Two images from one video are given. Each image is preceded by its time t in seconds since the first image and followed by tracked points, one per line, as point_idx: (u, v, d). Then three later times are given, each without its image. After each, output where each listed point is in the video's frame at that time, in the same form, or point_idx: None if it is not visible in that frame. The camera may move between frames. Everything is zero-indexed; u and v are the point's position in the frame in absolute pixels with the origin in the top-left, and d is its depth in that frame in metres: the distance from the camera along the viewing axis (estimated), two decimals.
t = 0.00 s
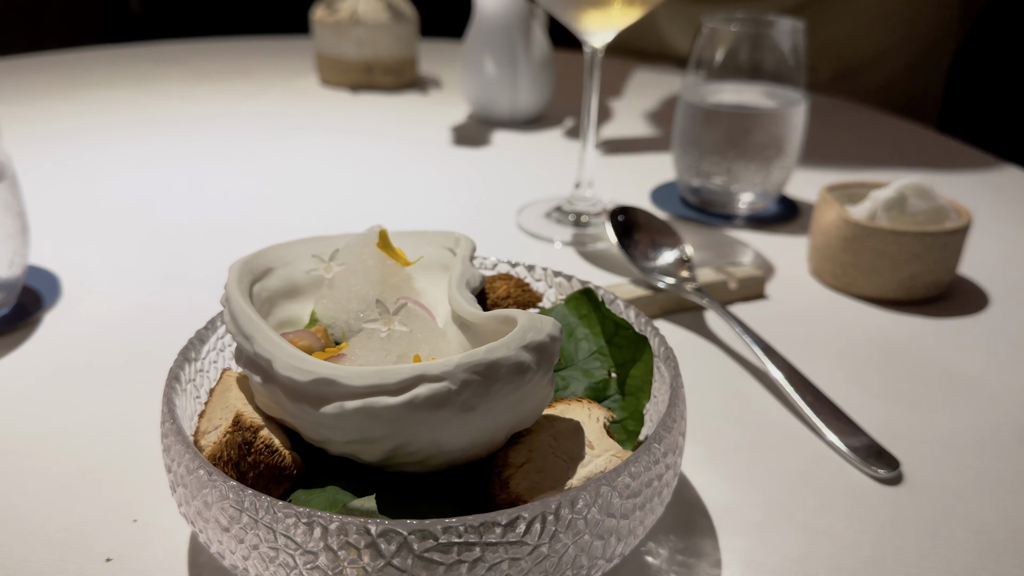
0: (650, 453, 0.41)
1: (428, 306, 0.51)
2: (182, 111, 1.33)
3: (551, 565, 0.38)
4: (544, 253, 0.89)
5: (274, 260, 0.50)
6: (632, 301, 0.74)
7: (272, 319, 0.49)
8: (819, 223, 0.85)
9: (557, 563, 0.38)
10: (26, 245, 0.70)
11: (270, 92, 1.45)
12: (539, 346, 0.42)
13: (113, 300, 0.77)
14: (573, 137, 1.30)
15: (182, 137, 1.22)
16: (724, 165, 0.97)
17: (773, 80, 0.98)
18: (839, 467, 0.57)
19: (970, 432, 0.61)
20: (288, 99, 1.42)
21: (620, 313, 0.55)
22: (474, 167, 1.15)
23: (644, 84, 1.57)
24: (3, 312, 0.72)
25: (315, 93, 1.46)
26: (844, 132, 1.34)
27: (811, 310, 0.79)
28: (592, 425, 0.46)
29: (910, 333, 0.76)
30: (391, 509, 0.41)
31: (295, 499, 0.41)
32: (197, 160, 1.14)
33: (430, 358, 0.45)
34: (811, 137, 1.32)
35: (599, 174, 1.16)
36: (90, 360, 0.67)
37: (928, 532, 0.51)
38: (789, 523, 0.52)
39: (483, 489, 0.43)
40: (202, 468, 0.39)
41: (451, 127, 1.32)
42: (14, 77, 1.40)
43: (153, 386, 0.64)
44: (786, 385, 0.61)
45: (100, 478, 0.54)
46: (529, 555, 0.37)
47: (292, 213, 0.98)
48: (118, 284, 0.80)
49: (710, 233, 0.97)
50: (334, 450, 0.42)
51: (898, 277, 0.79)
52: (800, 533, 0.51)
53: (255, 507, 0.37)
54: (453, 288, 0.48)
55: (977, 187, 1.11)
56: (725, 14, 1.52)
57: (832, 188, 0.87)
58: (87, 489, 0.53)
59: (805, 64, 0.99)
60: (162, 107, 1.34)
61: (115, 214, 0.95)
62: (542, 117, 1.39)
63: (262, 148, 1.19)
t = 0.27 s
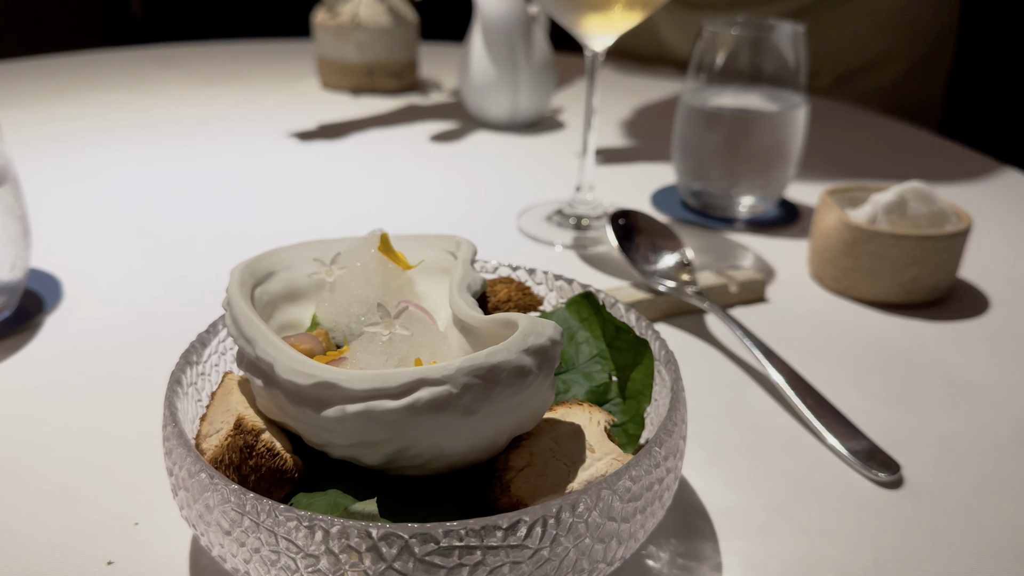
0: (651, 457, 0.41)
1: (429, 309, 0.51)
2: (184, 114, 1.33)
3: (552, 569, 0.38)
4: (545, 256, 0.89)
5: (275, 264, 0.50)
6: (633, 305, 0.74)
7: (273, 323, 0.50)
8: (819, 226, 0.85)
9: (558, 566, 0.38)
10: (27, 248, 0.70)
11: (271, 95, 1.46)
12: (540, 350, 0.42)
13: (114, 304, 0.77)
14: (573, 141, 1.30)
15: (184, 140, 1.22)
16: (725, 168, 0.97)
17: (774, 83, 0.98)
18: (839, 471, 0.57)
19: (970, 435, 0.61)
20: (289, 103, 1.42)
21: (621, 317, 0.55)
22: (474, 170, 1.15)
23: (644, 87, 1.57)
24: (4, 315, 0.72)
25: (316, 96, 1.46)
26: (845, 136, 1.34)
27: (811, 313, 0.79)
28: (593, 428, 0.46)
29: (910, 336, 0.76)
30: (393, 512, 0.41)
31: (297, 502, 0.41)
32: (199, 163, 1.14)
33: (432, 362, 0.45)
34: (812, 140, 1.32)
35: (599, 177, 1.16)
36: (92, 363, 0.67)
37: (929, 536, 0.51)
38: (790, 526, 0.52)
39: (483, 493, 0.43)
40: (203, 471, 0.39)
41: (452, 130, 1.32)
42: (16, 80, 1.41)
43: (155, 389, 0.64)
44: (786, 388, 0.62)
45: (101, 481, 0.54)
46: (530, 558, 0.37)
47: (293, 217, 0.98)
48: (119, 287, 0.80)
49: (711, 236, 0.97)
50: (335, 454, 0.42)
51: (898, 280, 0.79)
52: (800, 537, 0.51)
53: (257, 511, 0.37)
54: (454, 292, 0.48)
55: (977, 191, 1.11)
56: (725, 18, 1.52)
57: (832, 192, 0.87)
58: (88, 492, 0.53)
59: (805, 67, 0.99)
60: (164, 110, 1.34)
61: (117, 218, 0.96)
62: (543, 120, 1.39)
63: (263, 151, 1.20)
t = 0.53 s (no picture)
0: (652, 459, 0.41)
1: (430, 311, 0.51)
2: (185, 117, 1.33)
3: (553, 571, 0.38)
4: (546, 258, 0.89)
5: (277, 266, 0.50)
6: (634, 307, 0.75)
7: (275, 324, 0.50)
8: (820, 228, 0.85)
9: (560, 568, 0.38)
10: (30, 249, 0.70)
11: (272, 98, 1.46)
12: (541, 352, 0.42)
13: (116, 305, 0.77)
14: (574, 143, 1.30)
15: (185, 142, 1.22)
16: (725, 171, 0.97)
17: (775, 86, 0.98)
18: (840, 473, 0.57)
19: (972, 438, 0.61)
20: (291, 105, 1.42)
21: (622, 319, 0.55)
22: (475, 172, 1.15)
23: (645, 90, 1.57)
24: (6, 317, 0.72)
25: (318, 99, 1.46)
26: (846, 138, 1.34)
27: (812, 315, 0.79)
28: (594, 430, 0.46)
29: (911, 338, 0.76)
30: (394, 514, 0.41)
31: (298, 504, 0.41)
32: (200, 165, 1.14)
33: (433, 363, 0.45)
34: (813, 142, 1.32)
35: (600, 179, 1.17)
36: (94, 365, 0.68)
37: (930, 539, 0.51)
38: (791, 528, 0.52)
39: (485, 495, 0.43)
40: (205, 473, 0.39)
41: (453, 132, 1.32)
42: (18, 82, 1.41)
43: (156, 391, 0.64)
44: (787, 390, 0.62)
45: (103, 482, 0.54)
46: (531, 560, 0.37)
47: (294, 219, 0.98)
48: (121, 289, 0.80)
49: (711, 238, 0.97)
50: (337, 456, 0.42)
51: (899, 282, 0.79)
52: (801, 539, 0.51)
53: (258, 512, 0.37)
54: (455, 293, 0.48)
55: (978, 193, 1.11)
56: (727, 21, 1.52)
57: (833, 194, 0.87)
58: (90, 494, 0.53)
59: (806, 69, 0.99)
60: (165, 112, 1.34)
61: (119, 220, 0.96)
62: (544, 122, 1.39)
63: (264, 154, 1.20)
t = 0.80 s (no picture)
0: (653, 462, 0.41)
1: (431, 314, 0.51)
2: (186, 119, 1.34)
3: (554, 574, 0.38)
4: (546, 261, 0.89)
5: (278, 268, 0.50)
6: (634, 309, 0.75)
7: (276, 327, 0.50)
8: (821, 231, 0.85)
9: (560, 571, 0.38)
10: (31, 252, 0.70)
11: (273, 100, 1.46)
12: (542, 354, 0.42)
13: (118, 307, 0.77)
14: (574, 145, 1.30)
15: (186, 144, 1.22)
16: (727, 174, 0.97)
17: (775, 88, 0.98)
18: (841, 476, 0.57)
19: (973, 440, 0.61)
20: (292, 107, 1.42)
21: (623, 321, 0.55)
22: (476, 174, 1.15)
23: (646, 92, 1.57)
24: (7, 319, 0.72)
25: (319, 101, 1.46)
26: (847, 140, 1.34)
27: (813, 318, 0.79)
28: (595, 432, 0.46)
29: (912, 341, 0.76)
30: (394, 517, 0.41)
31: (299, 506, 0.41)
32: (201, 167, 1.14)
33: (433, 366, 0.45)
34: (814, 145, 1.32)
35: (601, 181, 1.17)
36: (95, 367, 0.68)
37: (931, 541, 0.51)
38: (792, 531, 0.52)
39: (485, 497, 0.43)
40: (206, 476, 0.39)
41: (454, 134, 1.32)
42: (19, 85, 1.41)
43: (156, 393, 0.64)
44: (788, 393, 0.62)
45: (103, 484, 0.54)
46: (532, 563, 0.37)
47: (295, 221, 0.98)
48: (122, 291, 0.80)
49: (712, 241, 0.97)
50: (337, 458, 0.42)
51: (901, 285, 0.79)
52: (802, 541, 0.51)
53: (259, 515, 0.37)
54: (456, 296, 0.48)
55: (979, 196, 1.11)
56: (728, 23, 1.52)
57: (834, 196, 0.87)
58: (91, 496, 0.53)
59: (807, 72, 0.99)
60: (166, 115, 1.34)
61: (120, 222, 0.96)
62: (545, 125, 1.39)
63: (265, 156, 1.20)
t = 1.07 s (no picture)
0: (654, 462, 0.41)
1: (432, 315, 0.51)
2: (188, 120, 1.34)
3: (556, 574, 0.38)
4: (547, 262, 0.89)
5: (280, 269, 0.50)
6: (635, 310, 0.75)
7: (277, 328, 0.50)
8: (822, 232, 0.85)
9: (562, 571, 0.38)
10: (32, 253, 0.70)
11: (274, 101, 1.46)
12: (543, 355, 0.42)
13: (119, 308, 0.77)
14: (575, 147, 1.30)
15: (187, 146, 1.22)
16: (728, 175, 0.97)
17: (776, 90, 0.98)
18: (842, 477, 0.57)
19: (974, 441, 0.61)
20: (293, 109, 1.42)
21: (624, 322, 0.55)
22: (477, 176, 1.15)
23: (647, 94, 1.57)
24: (9, 320, 0.72)
25: (320, 102, 1.46)
26: (848, 142, 1.34)
27: (814, 319, 0.79)
28: (596, 433, 0.46)
29: (913, 342, 0.76)
30: (396, 517, 0.41)
31: (301, 506, 0.41)
32: (202, 168, 1.14)
33: (435, 366, 0.46)
34: (815, 146, 1.32)
35: (602, 183, 1.17)
36: (97, 368, 0.68)
37: (932, 542, 0.51)
38: (793, 531, 0.52)
39: (487, 497, 0.43)
40: (208, 476, 0.39)
41: (455, 136, 1.32)
42: (21, 86, 1.41)
43: (158, 394, 0.64)
44: (789, 393, 0.62)
45: (106, 485, 0.54)
46: (534, 563, 0.37)
47: (296, 222, 0.99)
48: (124, 292, 0.80)
49: (713, 242, 0.97)
50: (339, 459, 0.42)
51: (902, 286, 0.79)
52: (803, 542, 0.51)
53: (261, 515, 0.37)
54: (458, 297, 0.48)
55: (980, 197, 1.11)
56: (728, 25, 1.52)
57: (834, 197, 0.87)
58: (93, 496, 0.53)
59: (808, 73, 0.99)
60: (168, 116, 1.35)
61: (121, 223, 0.96)
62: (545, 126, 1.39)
63: (266, 157, 1.20)
